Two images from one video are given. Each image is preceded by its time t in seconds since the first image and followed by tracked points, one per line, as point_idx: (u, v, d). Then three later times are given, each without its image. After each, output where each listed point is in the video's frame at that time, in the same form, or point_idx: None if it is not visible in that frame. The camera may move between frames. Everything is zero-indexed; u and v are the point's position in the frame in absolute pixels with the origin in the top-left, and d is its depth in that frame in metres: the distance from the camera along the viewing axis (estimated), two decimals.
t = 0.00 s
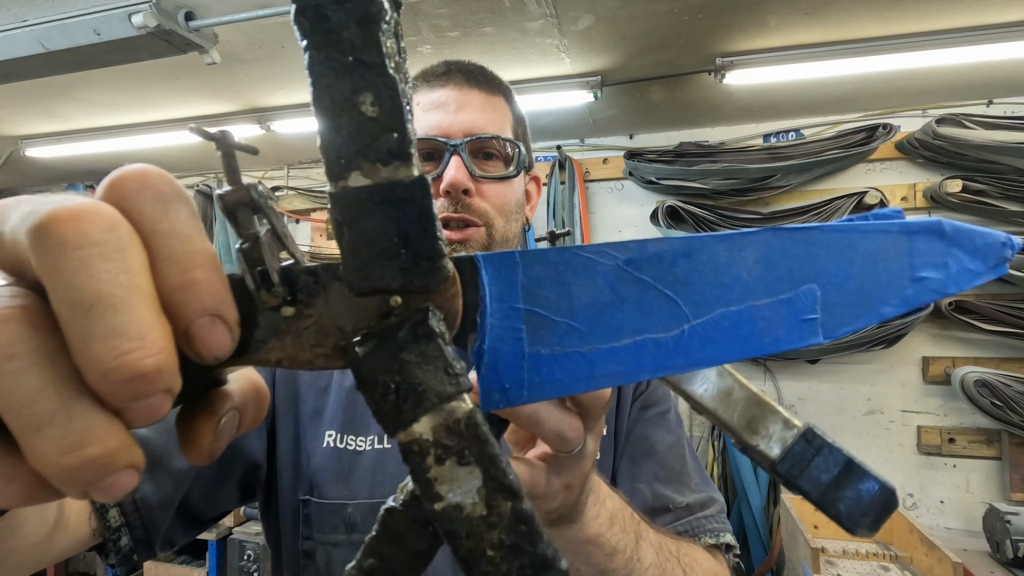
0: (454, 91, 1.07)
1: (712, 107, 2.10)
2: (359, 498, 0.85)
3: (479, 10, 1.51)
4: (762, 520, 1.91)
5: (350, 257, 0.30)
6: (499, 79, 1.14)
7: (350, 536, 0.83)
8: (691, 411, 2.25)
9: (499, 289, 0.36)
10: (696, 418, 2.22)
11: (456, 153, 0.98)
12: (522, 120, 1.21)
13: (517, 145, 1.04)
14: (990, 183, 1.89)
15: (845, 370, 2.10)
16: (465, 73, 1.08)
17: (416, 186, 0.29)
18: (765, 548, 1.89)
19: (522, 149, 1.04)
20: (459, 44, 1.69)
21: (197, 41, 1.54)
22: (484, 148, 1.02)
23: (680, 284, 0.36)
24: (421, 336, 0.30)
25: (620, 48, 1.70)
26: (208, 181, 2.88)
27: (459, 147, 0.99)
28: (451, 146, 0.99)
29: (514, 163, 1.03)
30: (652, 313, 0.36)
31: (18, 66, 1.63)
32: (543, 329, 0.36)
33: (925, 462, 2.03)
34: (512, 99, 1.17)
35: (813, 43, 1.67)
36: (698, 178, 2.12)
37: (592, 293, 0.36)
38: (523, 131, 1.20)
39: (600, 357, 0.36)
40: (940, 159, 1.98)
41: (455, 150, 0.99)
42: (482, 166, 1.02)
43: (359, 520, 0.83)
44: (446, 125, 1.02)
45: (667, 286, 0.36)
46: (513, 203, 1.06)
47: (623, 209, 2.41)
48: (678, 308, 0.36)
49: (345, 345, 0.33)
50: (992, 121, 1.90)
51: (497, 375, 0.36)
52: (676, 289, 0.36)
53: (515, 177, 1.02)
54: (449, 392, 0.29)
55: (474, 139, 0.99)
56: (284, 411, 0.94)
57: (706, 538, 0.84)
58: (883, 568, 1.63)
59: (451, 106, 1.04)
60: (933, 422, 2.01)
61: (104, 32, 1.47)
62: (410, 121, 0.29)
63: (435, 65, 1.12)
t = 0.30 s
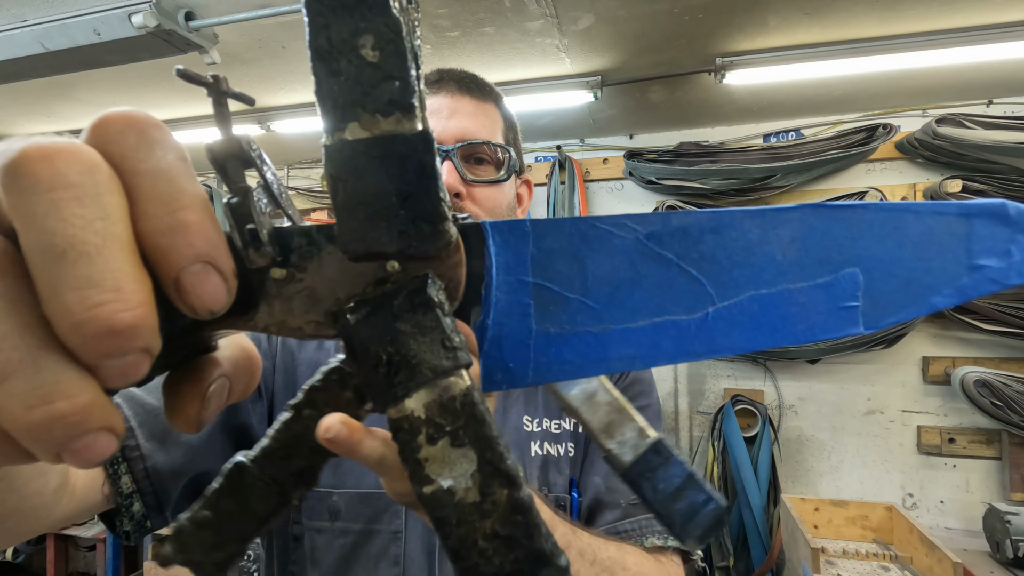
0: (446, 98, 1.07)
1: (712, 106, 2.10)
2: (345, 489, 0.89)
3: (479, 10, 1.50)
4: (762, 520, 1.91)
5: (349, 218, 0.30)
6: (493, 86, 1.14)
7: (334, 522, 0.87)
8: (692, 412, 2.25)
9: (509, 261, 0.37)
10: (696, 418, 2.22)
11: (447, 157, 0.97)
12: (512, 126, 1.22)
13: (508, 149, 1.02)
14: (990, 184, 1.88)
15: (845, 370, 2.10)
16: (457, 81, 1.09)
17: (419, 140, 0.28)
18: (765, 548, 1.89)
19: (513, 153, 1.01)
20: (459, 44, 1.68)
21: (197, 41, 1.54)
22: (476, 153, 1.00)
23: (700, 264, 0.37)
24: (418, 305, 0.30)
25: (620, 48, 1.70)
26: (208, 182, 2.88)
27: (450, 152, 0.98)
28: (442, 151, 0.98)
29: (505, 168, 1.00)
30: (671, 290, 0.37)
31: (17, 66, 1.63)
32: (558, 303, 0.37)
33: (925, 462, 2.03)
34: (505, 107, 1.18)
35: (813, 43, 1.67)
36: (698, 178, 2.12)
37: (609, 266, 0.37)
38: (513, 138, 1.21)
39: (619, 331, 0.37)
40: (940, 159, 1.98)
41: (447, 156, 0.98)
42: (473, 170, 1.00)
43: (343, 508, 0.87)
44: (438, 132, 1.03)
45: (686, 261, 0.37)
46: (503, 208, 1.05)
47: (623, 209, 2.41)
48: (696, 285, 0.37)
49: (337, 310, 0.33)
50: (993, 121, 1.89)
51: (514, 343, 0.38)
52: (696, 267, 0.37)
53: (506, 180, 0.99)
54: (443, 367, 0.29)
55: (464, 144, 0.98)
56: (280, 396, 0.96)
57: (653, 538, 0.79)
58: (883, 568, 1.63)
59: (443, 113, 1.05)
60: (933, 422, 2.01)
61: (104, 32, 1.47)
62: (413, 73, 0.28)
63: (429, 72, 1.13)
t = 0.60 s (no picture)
0: (448, 103, 1.07)
1: (712, 106, 2.09)
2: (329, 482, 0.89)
3: (479, 10, 1.50)
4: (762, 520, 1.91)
5: (155, 448, 0.19)
6: (492, 94, 1.15)
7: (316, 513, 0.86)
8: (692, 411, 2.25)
9: (329, 458, 0.21)
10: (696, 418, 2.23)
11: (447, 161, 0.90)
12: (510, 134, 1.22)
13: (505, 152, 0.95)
14: (990, 183, 1.89)
15: (845, 370, 2.10)
16: (459, 88, 1.09)
17: (247, 365, 0.18)
18: (765, 547, 1.89)
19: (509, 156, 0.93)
20: (459, 44, 1.68)
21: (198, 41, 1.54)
22: (476, 158, 0.95)
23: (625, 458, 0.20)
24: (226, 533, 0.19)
25: (620, 48, 1.70)
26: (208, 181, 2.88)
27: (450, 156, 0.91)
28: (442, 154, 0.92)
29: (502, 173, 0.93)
30: (579, 506, 0.20)
31: (17, 66, 1.63)
32: (386, 498, 0.21)
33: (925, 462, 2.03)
34: (503, 113, 1.18)
35: (813, 43, 1.67)
36: (698, 178, 2.12)
37: (457, 475, 0.21)
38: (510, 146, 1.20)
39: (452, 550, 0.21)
40: (940, 159, 1.98)
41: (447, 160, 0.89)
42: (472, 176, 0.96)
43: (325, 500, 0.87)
44: (439, 137, 1.02)
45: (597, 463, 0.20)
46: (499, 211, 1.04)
47: (623, 209, 2.41)
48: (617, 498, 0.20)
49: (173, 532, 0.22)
50: (993, 122, 1.89)
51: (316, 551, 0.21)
52: (608, 463, 0.20)
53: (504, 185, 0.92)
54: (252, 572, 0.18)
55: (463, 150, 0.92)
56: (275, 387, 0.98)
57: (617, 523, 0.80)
58: (883, 568, 1.64)
59: (443, 118, 1.04)
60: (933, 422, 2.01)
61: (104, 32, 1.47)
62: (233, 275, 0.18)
63: (431, 78, 1.13)
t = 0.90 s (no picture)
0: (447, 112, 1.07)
1: (712, 106, 2.09)
2: (318, 480, 0.89)
3: (479, 10, 1.50)
4: (762, 520, 1.91)
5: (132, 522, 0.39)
6: (492, 104, 1.15)
7: (308, 511, 0.87)
8: (691, 412, 2.25)
9: None
10: (696, 418, 2.23)
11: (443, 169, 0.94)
12: (509, 143, 1.22)
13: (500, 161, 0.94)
14: (990, 183, 1.89)
15: (844, 370, 2.10)
16: (457, 96, 1.09)
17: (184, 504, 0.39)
18: (765, 547, 1.89)
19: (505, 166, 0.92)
20: (460, 44, 1.68)
21: (197, 41, 1.54)
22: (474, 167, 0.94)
23: None
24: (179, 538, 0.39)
25: (620, 48, 1.70)
26: (209, 182, 2.88)
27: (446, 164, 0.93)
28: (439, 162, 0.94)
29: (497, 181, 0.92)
30: None
31: (17, 66, 1.63)
32: None
33: (925, 462, 2.03)
34: (502, 124, 1.18)
35: (812, 43, 1.67)
36: (698, 178, 2.12)
37: None
38: (508, 156, 1.19)
39: None
40: (941, 159, 1.98)
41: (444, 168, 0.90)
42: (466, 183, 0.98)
43: (317, 498, 0.87)
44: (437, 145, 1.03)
45: None
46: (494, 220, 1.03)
47: (623, 209, 2.41)
48: None
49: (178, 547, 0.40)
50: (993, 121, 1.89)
51: None
52: None
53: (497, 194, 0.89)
54: None
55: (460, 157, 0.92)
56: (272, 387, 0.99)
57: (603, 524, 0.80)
58: (883, 568, 1.64)
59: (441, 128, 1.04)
60: (933, 422, 2.01)
61: (104, 32, 1.46)
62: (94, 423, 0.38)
63: (431, 86, 1.12)
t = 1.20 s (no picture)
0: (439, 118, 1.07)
1: (712, 106, 2.09)
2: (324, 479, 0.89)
3: (479, 10, 1.50)
4: (762, 519, 1.91)
5: (245, 439, 0.27)
6: (483, 110, 1.15)
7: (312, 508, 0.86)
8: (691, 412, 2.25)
9: (380, 439, 0.29)
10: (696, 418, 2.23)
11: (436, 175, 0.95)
12: (500, 147, 1.23)
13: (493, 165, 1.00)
14: (990, 183, 1.89)
15: (844, 370, 2.10)
16: (449, 103, 1.09)
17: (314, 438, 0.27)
18: (765, 547, 1.89)
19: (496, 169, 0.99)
20: (460, 44, 1.69)
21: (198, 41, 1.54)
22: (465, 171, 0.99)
23: (610, 426, 0.27)
24: (311, 492, 0.28)
25: (621, 48, 1.70)
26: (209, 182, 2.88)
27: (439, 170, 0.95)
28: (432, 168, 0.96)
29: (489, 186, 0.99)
30: (563, 470, 0.27)
31: (18, 66, 1.63)
32: (425, 468, 0.29)
33: (925, 462, 2.03)
34: (493, 130, 1.18)
35: (813, 43, 1.67)
36: (698, 178, 2.12)
37: (481, 447, 0.28)
38: (499, 160, 1.20)
39: (484, 499, 0.28)
40: (941, 159, 1.98)
41: (436, 174, 0.95)
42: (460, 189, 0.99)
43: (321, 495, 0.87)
44: (430, 151, 1.01)
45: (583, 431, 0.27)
46: (489, 222, 1.06)
47: (623, 209, 2.40)
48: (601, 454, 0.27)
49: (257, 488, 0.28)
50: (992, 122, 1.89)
51: (374, 506, 0.30)
52: (597, 430, 0.27)
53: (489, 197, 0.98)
54: (331, 542, 0.28)
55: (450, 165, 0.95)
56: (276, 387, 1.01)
57: (597, 529, 0.80)
58: (883, 568, 1.64)
59: (434, 134, 1.03)
60: (933, 422, 2.01)
61: (105, 32, 1.47)
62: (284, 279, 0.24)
63: (420, 93, 1.11)
